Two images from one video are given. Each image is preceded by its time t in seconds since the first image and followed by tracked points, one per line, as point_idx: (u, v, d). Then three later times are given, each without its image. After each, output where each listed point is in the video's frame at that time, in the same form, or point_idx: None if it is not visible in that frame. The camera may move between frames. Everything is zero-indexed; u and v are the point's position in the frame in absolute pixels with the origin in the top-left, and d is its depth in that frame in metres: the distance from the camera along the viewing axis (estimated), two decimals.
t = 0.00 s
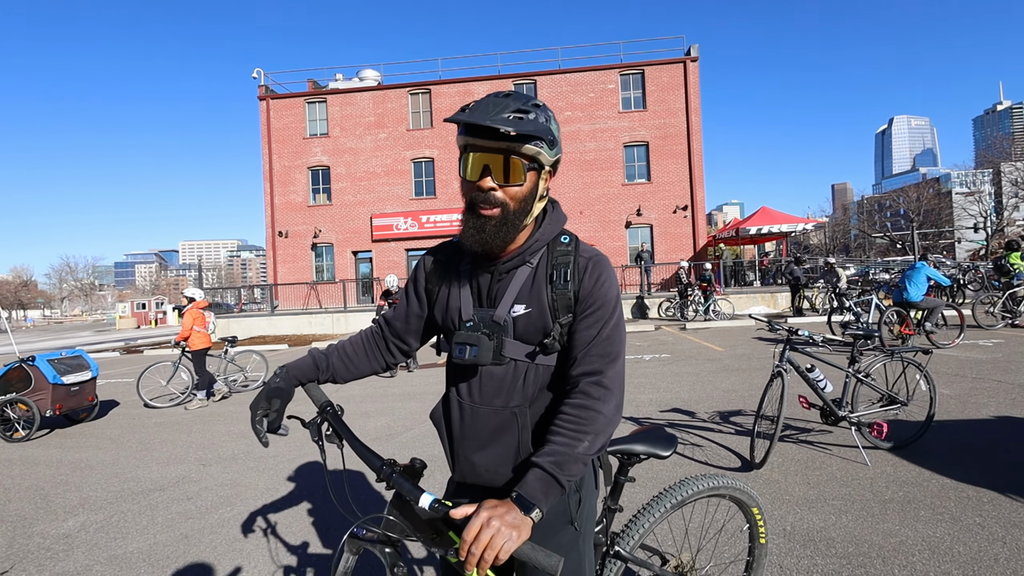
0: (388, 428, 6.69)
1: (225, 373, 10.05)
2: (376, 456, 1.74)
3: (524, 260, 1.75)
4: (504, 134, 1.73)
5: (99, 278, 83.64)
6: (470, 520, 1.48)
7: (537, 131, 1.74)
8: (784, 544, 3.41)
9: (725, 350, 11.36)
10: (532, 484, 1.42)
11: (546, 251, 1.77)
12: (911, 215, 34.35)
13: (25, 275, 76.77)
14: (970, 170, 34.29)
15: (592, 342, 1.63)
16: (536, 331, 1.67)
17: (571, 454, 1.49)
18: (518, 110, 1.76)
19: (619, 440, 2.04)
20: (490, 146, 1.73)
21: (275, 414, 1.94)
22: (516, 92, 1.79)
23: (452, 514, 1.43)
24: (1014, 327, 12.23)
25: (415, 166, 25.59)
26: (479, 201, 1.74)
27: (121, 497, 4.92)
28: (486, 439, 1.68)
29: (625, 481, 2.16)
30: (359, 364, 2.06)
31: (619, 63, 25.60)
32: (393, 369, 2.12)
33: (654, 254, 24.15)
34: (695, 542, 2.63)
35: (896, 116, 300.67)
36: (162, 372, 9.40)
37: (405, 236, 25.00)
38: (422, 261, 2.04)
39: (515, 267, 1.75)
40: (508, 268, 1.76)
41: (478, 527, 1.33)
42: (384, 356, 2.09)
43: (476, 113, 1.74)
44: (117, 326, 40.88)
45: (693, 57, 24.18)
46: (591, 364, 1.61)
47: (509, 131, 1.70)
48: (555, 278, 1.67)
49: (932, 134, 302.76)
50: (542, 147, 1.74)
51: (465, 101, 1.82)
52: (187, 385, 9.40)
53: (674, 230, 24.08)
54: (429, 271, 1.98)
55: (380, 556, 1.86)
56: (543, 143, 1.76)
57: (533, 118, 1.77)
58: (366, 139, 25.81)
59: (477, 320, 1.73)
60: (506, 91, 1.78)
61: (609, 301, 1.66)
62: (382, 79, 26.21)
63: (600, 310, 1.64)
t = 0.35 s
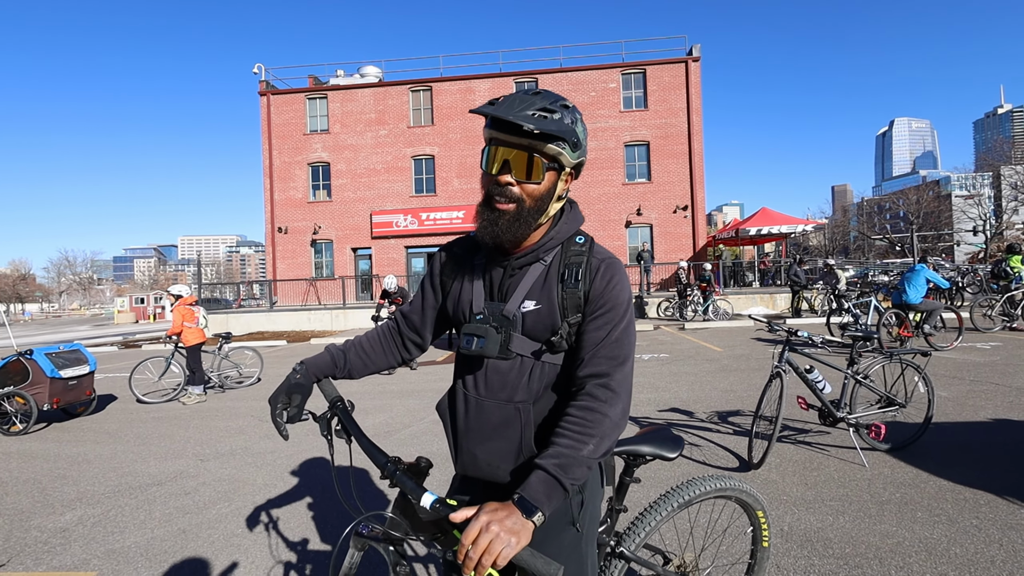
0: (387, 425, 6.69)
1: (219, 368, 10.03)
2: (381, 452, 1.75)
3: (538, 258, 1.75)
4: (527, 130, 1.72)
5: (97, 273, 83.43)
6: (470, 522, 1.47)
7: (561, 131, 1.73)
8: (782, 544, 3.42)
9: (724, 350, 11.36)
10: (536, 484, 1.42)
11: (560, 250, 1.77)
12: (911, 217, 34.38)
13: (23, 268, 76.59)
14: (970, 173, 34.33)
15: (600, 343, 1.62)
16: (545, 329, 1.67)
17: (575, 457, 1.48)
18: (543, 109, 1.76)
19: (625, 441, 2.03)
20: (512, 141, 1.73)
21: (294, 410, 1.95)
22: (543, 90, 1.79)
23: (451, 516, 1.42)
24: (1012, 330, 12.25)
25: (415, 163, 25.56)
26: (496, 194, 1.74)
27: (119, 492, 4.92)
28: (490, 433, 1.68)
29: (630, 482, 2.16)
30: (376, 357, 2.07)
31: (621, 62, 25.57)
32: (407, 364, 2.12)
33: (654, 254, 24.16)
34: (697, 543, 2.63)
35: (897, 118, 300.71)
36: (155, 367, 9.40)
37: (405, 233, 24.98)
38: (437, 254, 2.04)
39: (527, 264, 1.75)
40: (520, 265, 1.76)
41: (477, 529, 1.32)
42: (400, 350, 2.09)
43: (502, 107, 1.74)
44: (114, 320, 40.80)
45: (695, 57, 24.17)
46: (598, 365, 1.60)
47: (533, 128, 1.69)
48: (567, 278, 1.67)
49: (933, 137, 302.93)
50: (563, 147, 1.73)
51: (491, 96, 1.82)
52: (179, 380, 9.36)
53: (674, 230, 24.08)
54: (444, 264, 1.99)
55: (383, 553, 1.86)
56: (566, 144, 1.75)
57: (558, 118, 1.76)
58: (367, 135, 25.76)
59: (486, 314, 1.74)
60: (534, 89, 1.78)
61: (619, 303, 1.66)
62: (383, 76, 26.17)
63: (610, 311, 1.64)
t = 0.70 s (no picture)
0: (385, 424, 6.69)
1: (212, 368, 10.00)
2: (375, 453, 1.74)
3: (529, 251, 1.74)
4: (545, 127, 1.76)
5: (93, 271, 83.14)
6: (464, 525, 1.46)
7: (573, 131, 1.78)
8: (781, 542, 3.43)
9: (721, 348, 11.40)
10: (531, 486, 1.41)
11: (551, 243, 1.76)
12: (907, 215, 34.51)
13: (18, 267, 76.21)
14: (966, 171, 34.44)
15: (591, 336, 1.61)
16: (535, 323, 1.67)
17: (569, 455, 1.47)
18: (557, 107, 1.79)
19: (620, 439, 2.03)
20: (525, 136, 1.75)
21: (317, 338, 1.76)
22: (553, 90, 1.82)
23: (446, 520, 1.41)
24: (1008, 328, 12.31)
25: (413, 161, 25.52)
26: (509, 188, 1.73)
27: (115, 491, 4.90)
28: (482, 430, 1.67)
29: (628, 481, 2.16)
30: (388, 347, 2.05)
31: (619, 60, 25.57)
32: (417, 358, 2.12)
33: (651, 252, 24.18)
34: (695, 541, 2.63)
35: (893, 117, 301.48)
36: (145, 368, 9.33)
37: (402, 232, 24.94)
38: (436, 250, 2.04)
39: (520, 258, 1.75)
40: (514, 259, 1.76)
41: (472, 532, 1.32)
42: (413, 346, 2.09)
43: (519, 101, 1.76)
44: (110, 319, 40.67)
45: (692, 55, 24.17)
46: (590, 359, 1.59)
47: (555, 126, 1.74)
48: (557, 271, 1.66)
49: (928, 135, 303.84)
50: (573, 148, 1.80)
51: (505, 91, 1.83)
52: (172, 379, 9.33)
53: (672, 228, 24.11)
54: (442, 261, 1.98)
55: (380, 555, 1.86)
56: (575, 145, 1.81)
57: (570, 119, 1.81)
58: (364, 133, 25.70)
59: (479, 310, 1.73)
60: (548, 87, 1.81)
61: (611, 295, 1.65)
62: (380, 74, 26.12)
63: (601, 303, 1.63)
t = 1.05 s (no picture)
0: (383, 423, 6.69)
1: (206, 368, 9.93)
2: (367, 451, 1.73)
3: (518, 250, 1.74)
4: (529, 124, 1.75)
5: (88, 272, 82.72)
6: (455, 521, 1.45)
7: (556, 128, 1.78)
8: (778, 539, 3.43)
9: (719, 346, 11.42)
10: (521, 481, 1.40)
11: (540, 242, 1.77)
12: (903, 213, 34.59)
13: (13, 268, 75.87)
14: (961, 169, 34.54)
15: (582, 333, 1.61)
16: (526, 322, 1.67)
17: (560, 450, 1.47)
18: (540, 106, 1.79)
19: (613, 437, 2.03)
20: (509, 135, 1.73)
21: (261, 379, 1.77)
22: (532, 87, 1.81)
23: (437, 516, 1.41)
24: (1003, 325, 12.35)
25: (409, 161, 25.48)
26: (497, 190, 1.73)
27: (112, 493, 4.88)
28: (475, 431, 1.67)
29: (620, 478, 2.16)
30: (354, 353, 2.04)
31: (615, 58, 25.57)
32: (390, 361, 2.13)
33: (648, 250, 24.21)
34: (689, 538, 2.64)
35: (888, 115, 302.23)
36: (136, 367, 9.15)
37: (399, 231, 24.90)
38: (420, 253, 2.02)
39: (510, 257, 1.75)
40: (503, 259, 1.76)
41: (462, 526, 1.31)
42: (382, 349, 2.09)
43: (502, 100, 1.74)
44: (107, 320, 40.54)
45: (689, 53, 24.19)
46: (581, 355, 1.59)
47: (536, 123, 1.73)
48: (547, 269, 1.66)
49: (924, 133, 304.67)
50: (557, 144, 1.81)
51: (485, 88, 1.80)
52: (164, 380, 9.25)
53: (669, 227, 24.14)
54: (429, 263, 1.98)
55: (370, 554, 1.85)
56: (557, 141, 1.82)
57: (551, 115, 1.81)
58: (361, 132, 25.66)
59: (469, 310, 1.73)
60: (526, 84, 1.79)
61: (602, 290, 1.65)
62: (376, 73, 26.07)
63: (592, 300, 1.63)
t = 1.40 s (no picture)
0: (381, 424, 6.68)
1: (204, 368, 9.92)
2: (359, 453, 1.73)
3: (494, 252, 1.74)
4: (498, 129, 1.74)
5: (88, 271, 82.60)
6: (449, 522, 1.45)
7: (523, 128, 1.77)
8: (776, 541, 3.43)
9: (718, 347, 11.42)
10: (511, 480, 1.40)
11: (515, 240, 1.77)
12: (902, 215, 34.61)
13: (12, 267, 75.77)
14: (960, 172, 34.59)
15: (560, 325, 1.61)
16: (508, 323, 1.67)
17: (547, 445, 1.46)
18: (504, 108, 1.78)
19: (608, 438, 2.02)
20: (480, 142, 1.71)
21: (257, 431, 1.81)
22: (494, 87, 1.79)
23: (430, 518, 1.40)
24: (1003, 327, 12.34)
25: (409, 161, 25.48)
26: (473, 198, 1.70)
27: (110, 493, 4.88)
28: (469, 437, 1.67)
29: (615, 479, 2.15)
30: (331, 369, 2.03)
31: (615, 60, 25.59)
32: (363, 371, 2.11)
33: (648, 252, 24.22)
34: (685, 539, 2.63)
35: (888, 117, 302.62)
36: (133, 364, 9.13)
37: (399, 232, 24.90)
38: (391, 263, 1.99)
39: (488, 261, 1.74)
40: (481, 263, 1.75)
41: (455, 525, 1.30)
42: (355, 359, 2.07)
43: (469, 106, 1.70)
44: (106, 319, 40.54)
45: (689, 55, 24.22)
46: (561, 347, 1.59)
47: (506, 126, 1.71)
48: (522, 267, 1.65)
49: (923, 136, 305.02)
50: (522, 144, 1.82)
51: (446, 94, 1.75)
52: (161, 379, 9.23)
53: (668, 228, 24.14)
54: (402, 273, 1.95)
55: (364, 556, 1.84)
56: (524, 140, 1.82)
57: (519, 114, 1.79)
58: (361, 133, 25.66)
59: (451, 318, 1.72)
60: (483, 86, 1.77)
61: (577, 281, 1.65)
62: (377, 73, 26.07)
63: (569, 290, 1.63)
